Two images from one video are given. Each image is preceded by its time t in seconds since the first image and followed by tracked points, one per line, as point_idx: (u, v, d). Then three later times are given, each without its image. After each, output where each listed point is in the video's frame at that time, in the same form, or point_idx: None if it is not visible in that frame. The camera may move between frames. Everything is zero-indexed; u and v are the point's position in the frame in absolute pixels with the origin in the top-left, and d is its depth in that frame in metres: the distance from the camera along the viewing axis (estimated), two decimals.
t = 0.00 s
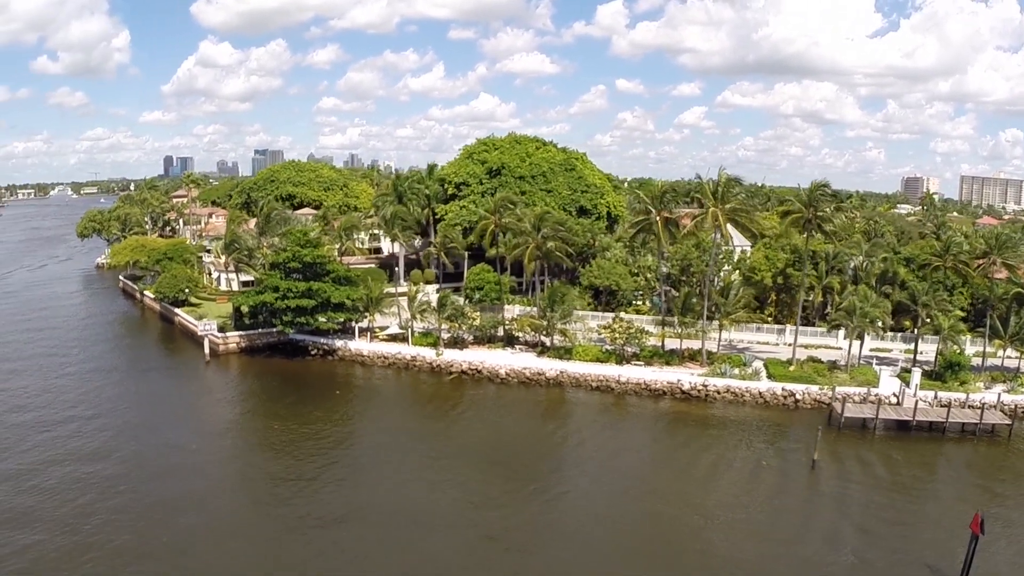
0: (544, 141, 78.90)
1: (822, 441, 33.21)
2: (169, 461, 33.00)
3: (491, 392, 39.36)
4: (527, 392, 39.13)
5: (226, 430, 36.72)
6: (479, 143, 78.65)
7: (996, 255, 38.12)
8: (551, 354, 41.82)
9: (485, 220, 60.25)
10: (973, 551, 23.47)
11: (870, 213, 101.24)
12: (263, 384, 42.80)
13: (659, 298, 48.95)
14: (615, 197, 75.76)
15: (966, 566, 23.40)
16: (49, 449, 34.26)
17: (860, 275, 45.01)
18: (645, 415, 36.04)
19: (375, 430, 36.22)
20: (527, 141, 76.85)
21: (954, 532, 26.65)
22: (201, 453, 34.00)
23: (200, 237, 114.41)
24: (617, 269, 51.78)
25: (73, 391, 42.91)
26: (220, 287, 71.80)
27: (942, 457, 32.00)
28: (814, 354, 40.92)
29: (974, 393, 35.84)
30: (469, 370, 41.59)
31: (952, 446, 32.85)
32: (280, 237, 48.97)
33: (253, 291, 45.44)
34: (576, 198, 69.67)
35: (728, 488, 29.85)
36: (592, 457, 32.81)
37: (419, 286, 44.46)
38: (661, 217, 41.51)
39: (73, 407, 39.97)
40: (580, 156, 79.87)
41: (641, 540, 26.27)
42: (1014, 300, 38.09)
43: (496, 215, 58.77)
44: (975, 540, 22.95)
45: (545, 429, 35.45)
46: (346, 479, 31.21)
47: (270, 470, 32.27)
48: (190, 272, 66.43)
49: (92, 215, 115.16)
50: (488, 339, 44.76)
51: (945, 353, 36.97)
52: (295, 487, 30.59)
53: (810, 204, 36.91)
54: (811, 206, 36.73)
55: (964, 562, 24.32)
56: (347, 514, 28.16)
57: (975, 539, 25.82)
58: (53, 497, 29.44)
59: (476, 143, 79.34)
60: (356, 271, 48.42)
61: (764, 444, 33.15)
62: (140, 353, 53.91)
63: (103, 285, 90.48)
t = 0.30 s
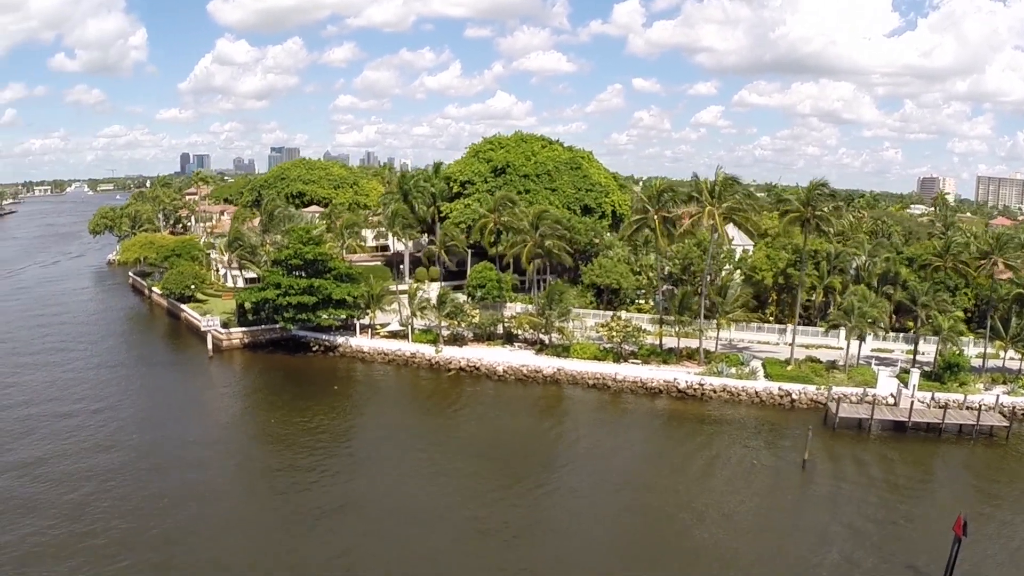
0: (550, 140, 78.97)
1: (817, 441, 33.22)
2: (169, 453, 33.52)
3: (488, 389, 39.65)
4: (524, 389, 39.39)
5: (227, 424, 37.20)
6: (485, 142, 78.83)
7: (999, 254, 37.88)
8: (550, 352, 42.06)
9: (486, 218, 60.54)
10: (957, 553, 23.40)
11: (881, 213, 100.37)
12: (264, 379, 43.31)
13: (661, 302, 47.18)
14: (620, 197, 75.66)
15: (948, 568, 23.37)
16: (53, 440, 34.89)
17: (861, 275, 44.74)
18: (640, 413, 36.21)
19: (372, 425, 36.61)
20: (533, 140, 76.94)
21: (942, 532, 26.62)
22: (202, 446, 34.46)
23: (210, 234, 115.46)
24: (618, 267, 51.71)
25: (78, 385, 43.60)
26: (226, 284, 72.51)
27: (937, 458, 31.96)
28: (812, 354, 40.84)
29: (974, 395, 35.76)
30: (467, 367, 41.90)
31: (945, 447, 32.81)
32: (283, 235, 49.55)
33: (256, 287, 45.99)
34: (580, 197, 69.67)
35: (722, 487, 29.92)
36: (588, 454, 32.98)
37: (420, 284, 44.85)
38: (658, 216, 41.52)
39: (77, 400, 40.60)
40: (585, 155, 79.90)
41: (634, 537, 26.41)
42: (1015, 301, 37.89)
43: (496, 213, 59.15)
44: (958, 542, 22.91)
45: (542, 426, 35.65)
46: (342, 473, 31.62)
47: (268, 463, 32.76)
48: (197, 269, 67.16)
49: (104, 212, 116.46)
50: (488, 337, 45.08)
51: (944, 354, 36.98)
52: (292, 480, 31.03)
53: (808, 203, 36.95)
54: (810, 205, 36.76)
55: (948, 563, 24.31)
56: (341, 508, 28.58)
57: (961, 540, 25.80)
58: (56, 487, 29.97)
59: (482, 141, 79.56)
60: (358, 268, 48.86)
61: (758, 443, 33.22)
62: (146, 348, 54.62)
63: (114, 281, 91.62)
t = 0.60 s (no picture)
0: (557, 138, 79.00)
1: (813, 440, 33.25)
2: (170, 445, 34.09)
3: (486, 385, 39.96)
4: (522, 386, 39.66)
5: (227, 418, 37.72)
6: (492, 140, 78.98)
7: (1001, 252, 37.90)
8: (548, 350, 42.31)
9: (487, 216, 60.82)
10: (940, 555, 23.33)
11: (894, 212, 99.34)
12: (266, 374, 43.89)
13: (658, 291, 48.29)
14: (626, 195, 75.58)
15: (931, 569, 23.32)
16: (57, 432, 35.58)
17: (864, 274, 44.44)
18: (636, 410, 36.37)
19: (371, 420, 37.02)
20: (540, 138, 77.00)
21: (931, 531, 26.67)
22: (202, 439, 34.99)
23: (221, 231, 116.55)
24: (621, 265, 51.67)
25: (85, 379, 44.37)
26: (234, 280, 73.30)
27: (931, 458, 31.90)
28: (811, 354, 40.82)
29: (974, 397, 35.67)
30: (466, 363, 42.22)
31: (940, 447, 32.76)
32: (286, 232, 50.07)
33: (259, 283, 46.53)
34: (586, 195, 69.61)
35: (718, 485, 30.06)
36: (586, 451, 33.14)
37: (421, 281, 45.23)
38: (657, 214, 41.48)
39: (83, 394, 41.34)
40: (592, 154, 79.94)
41: (629, 534, 26.59)
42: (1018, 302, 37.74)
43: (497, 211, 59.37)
44: (940, 544, 22.84)
45: (540, 423, 35.88)
46: (338, 467, 32.04)
47: (266, 456, 33.24)
48: (205, 265, 67.96)
49: (117, 208, 117.85)
50: (488, 334, 45.40)
51: (944, 355, 36.99)
52: (289, 473, 31.48)
53: (807, 202, 36.86)
54: (808, 204, 36.70)
55: (932, 563, 24.32)
56: (335, 501, 29.00)
57: (949, 539, 25.74)
58: (59, 477, 30.56)
59: (489, 139, 79.75)
60: (361, 265, 49.30)
61: (753, 442, 33.30)
62: (153, 343, 55.42)
63: (125, 277, 92.82)
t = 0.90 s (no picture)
0: (566, 136, 79.08)
1: (811, 439, 33.30)
2: (176, 437, 34.85)
3: (488, 382, 40.36)
4: (523, 382, 40.04)
5: (233, 411, 38.44)
6: (501, 138, 79.23)
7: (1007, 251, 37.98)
8: (550, 347, 42.63)
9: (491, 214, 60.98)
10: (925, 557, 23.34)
11: (912, 212, 97.99)
12: (273, 368, 44.61)
13: (662, 287, 48.55)
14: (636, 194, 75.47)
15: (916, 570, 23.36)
16: (66, 424, 36.49)
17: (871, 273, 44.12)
18: (636, 408, 36.62)
19: (373, 414, 37.59)
20: (549, 136, 77.14)
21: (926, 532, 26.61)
22: (207, 431, 35.74)
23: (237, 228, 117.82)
24: (626, 264, 51.70)
25: (96, 373, 45.35)
26: (246, 277, 74.27)
27: (928, 458, 31.88)
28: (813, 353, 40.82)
29: (978, 398, 35.57)
30: (468, 360, 42.65)
31: (939, 448, 32.69)
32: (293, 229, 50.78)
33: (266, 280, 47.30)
34: (594, 194, 69.64)
35: (717, 483, 30.09)
36: (587, 449, 33.30)
37: (426, 278, 45.76)
38: (658, 211, 41.53)
39: (93, 387, 42.29)
40: (602, 152, 79.97)
41: (628, 532, 26.64)
42: None
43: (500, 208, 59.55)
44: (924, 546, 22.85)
45: (540, 419, 36.23)
46: (339, 460, 32.61)
47: (269, 448, 33.89)
48: (216, 261, 68.94)
49: (134, 204, 119.51)
50: (492, 331, 45.81)
51: (948, 356, 37.02)
52: (290, 465, 32.10)
53: (808, 201, 36.86)
54: (809, 203, 36.70)
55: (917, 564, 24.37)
56: (334, 493, 29.57)
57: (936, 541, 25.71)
58: (67, 468, 31.31)
59: (499, 137, 79.97)
60: (367, 262, 49.90)
61: (750, 439, 33.45)
62: (164, 337, 56.42)
63: (141, 273, 94.31)
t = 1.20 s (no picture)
0: (573, 134, 79.09)
1: (807, 437, 33.36)
2: (177, 430, 35.46)
3: (487, 379, 40.65)
4: (521, 379, 40.38)
5: (234, 405, 39.01)
6: (508, 136, 79.39)
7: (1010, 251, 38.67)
8: (549, 344, 42.89)
9: (490, 213, 61.11)
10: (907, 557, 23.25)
11: (923, 211, 97.19)
12: (275, 364, 45.17)
13: (664, 287, 48.72)
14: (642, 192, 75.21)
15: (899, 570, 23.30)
16: (70, 417, 37.21)
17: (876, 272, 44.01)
18: (631, 405, 36.84)
19: (371, 408, 38.02)
20: (556, 135, 77.16)
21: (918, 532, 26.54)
22: (208, 424, 36.36)
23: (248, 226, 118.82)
24: (628, 262, 51.69)
25: (102, 368, 46.18)
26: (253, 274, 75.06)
27: (922, 457, 31.88)
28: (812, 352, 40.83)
29: (977, 398, 35.47)
30: (467, 356, 42.99)
31: (935, 448, 32.63)
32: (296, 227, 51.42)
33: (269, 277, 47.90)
34: (599, 192, 69.53)
35: (716, 483, 30.03)
36: (585, 447, 33.28)
37: (427, 276, 46.21)
38: (656, 209, 41.63)
39: (99, 381, 43.08)
40: (609, 150, 79.94)
41: (628, 533, 26.55)
42: None
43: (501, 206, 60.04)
44: (906, 546, 22.79)
45: (536, 415, 36.51)
46: (336, 454, 33.08)
47: (268, 441, 34.43)
48: (224, 258, 69.74)
49: (146, 202, 120.79)
50: (492, 328, 46.17)
51: (947, 355, 36.92)
52: (287, 459, 32.51)
53: (807, 199, 36.85)
54: (807, 201, 36.66)
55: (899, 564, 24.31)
56: (329, 486, 30.03)
57: (918, 540, 25.63)
58: (71, 461, 31.87)
59: (506, 135, 80.15)
60: (370, 260, 50.36)
61: (744, 436, 33.59)
62: (171, 333, 57.27)
63: (152, 270, 95.50)
